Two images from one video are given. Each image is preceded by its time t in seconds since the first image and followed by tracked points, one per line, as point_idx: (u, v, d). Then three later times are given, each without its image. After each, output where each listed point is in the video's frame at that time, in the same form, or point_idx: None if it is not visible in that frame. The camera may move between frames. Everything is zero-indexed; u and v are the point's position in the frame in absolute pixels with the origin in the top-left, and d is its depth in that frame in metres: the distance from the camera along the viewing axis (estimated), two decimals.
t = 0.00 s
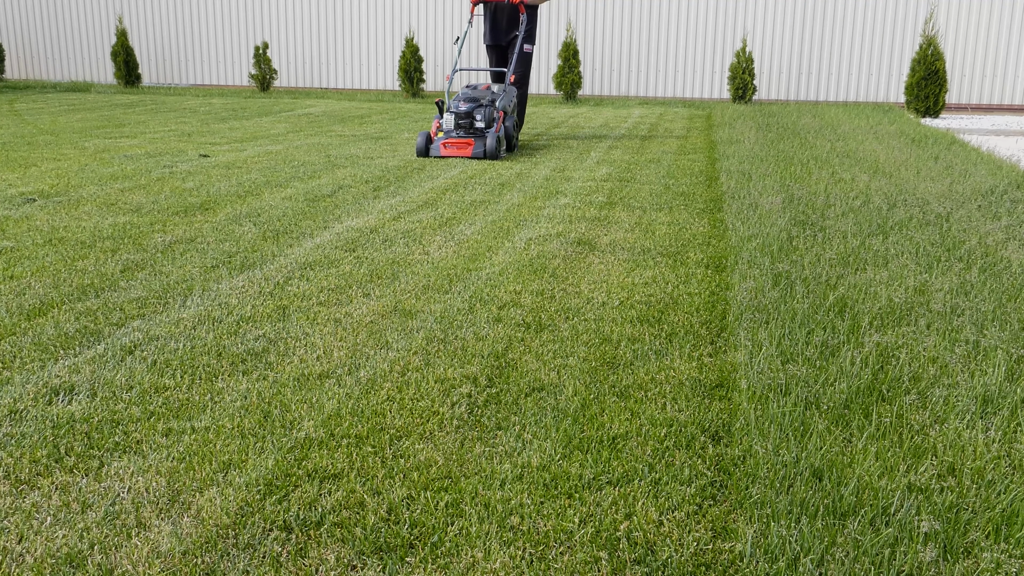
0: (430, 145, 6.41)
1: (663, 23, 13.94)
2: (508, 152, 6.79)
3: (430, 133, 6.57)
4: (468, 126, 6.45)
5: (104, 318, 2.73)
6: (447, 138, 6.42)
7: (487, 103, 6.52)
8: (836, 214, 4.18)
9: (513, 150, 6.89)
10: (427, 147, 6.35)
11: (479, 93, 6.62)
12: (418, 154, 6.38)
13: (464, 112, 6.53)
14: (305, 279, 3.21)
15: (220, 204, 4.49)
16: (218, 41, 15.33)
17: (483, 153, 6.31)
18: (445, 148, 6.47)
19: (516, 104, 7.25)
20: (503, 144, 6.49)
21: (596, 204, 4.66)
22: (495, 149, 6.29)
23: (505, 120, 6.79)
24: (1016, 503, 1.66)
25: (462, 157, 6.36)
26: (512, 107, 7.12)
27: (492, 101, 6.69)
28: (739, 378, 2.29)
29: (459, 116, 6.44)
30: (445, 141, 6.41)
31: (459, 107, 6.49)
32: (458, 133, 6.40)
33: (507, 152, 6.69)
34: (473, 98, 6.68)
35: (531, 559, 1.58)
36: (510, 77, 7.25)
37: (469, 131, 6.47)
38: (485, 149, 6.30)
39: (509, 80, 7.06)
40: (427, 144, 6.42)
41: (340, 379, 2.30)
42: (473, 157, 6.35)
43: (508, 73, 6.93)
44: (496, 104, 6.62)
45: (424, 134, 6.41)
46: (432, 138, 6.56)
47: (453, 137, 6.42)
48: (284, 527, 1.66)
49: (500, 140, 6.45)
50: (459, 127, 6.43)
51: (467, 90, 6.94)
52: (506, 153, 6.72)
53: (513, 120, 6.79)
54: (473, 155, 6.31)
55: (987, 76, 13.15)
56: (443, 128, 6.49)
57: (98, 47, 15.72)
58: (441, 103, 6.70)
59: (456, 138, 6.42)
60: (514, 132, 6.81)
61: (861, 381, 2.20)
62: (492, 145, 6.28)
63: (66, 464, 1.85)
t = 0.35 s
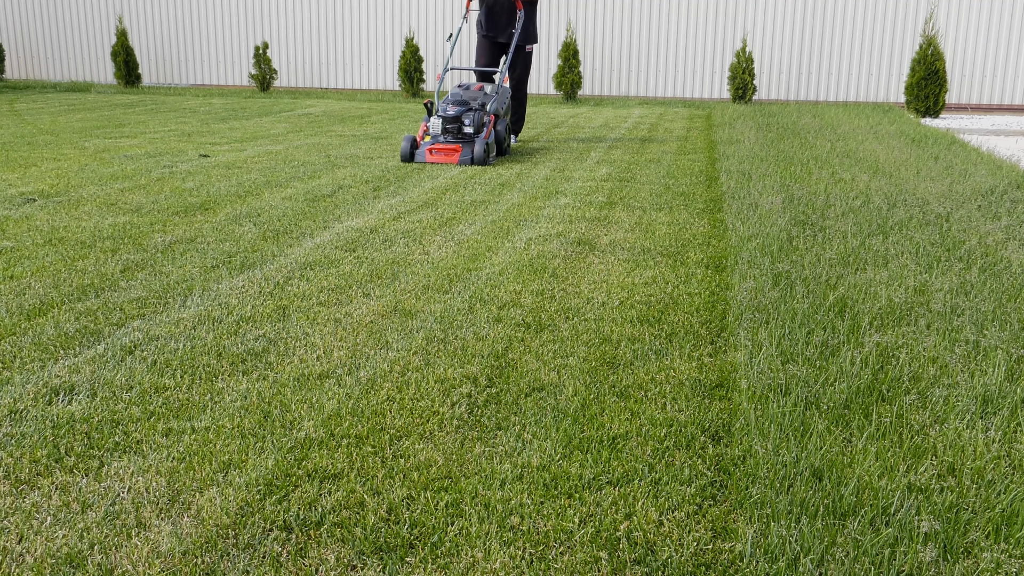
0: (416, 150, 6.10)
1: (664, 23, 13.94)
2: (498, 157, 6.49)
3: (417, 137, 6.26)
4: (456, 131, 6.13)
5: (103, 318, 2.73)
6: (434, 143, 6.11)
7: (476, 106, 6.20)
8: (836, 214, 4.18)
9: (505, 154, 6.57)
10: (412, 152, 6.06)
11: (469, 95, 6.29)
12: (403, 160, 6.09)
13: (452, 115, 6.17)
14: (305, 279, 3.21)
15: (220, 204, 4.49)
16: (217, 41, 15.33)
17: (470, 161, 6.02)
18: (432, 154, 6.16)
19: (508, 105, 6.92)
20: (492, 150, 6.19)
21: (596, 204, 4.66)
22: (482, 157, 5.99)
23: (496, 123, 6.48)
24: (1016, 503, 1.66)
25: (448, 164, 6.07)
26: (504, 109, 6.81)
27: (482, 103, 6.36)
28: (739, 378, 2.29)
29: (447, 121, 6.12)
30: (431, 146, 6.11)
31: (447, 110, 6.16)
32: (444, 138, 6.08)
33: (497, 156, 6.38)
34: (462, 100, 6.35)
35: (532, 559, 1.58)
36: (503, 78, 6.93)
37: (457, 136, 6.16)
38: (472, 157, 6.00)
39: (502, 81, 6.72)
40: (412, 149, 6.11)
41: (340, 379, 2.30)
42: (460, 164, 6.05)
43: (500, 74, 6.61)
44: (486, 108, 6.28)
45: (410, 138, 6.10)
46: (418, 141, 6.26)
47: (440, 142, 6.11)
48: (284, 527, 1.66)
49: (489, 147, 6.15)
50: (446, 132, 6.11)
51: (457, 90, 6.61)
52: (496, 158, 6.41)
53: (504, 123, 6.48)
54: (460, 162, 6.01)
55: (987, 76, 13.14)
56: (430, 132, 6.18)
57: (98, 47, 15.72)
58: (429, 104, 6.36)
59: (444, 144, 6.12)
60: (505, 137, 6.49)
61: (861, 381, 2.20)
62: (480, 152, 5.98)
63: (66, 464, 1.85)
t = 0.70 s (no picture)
0: (399, 155, 5.80)
1: (664, 23, 13.94)
2: (487, 162, 6.17)
3: (400, 140, 5.94)
4: (441, 134, 5.81)
5: (104, 318, 2.73)
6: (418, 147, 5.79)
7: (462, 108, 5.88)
8: (836, 214, 4.18)
9: (494, 158, 6.25)
10: (394, 157, 5.75)
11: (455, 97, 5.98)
12: (385, 165, 5.77)
13: (437, 117, 5.85)
14: (305, 279, 3.21)
15: (220, 204, 4.49)
16: (217, 41, 15.33)
17: (455, 166, 5.68)
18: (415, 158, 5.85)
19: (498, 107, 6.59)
20: (479, 154, 5.86)
21: (596, 204, 4.66)
22: (468, 161, 5.66)
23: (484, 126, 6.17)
24: (1016, 502, 1.66)
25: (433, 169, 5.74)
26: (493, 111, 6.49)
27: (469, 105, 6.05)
28: (739, 377, 2.30)
29: (431, 123, 5.80)
30: (414, 151, 5.79)
31: (431, 112, 5.85)
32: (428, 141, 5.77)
33: (485, 161, 6.06)
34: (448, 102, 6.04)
35: (532, 559, 1.58)
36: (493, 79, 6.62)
37: (442, 139, 5.84)
38: (457, 161, 5.67)
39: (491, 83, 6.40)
40: (395, 154, 5.80)
41: (340, 379, 2.30)
42: (445, 169, 5.72)
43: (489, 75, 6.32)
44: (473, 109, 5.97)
45: (392, 142, 5.79)
46: (402, 146, 5.94)
47: (424, 146, 5.79)
48: (284, 526, 1.66)
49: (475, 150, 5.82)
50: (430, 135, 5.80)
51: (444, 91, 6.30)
52: (484, 162, 6.09)
53: (493, 126, 6.16)
54: (444, 167, 5.69)
55: (986, 76, 13.14)
56: (414, 136, 5.87)
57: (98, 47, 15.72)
58: (414, 107, 6.05)
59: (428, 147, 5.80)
60: (493, 140, 6.17)
61: (861, 381, 2.20)
62: (465, 156, 5.65)
63: (66, 464, 1.85)
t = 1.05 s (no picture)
0: (379, 161, 5.46)
1: (663, 23, 13.94)
2: (473, 167, 5.89)
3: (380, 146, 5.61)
4: (424, 139, 5.50)
5: (103, 318, 2.73)
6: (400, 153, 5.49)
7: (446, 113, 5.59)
8: (836, 214, 4.18)
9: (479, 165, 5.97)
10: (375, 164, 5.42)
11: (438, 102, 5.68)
12: (365, 171, 5.45)
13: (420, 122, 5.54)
14: (305, 279, 3.21)
15: (220, 204, 4.49)
16: (217, 41, 15.33)
17: (438, 173, 5.39)
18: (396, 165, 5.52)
19: (485, 111, 6.29)
20: (465, 160, 5.57)
21: (596, 204, 4.66)
22: (453, 169, 5.37)
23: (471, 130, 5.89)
24: (1016, 503, 1.66)
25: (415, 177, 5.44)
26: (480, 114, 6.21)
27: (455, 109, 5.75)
28: (739, 377, 2.30)
29: (414, 128, 5.49)
30: (396, 157, 5.48)
31: (414, 116, 5.55)
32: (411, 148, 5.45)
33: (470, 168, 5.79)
34: (433, 105, 5.75)
35: (531, 559, 1.58)
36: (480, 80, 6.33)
37: (426, 145, 5.54)
38: (441, 168, 5.38)
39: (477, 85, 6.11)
40: (375, 160, 5.48)
41: (340, 379, 2.30)
42: (428, 177, 5.42)
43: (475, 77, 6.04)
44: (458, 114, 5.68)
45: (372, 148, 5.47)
46: (382, 151, 5.63)
47: (406, 152, 5.48)
48: (284, 527, 1.66)
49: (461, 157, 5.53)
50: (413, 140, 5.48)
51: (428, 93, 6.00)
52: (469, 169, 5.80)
53: (480, 131, 5.87)
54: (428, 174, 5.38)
55: (986, 77, 13.15)
56: (396, 141, 5.57)
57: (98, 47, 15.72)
58: (396, 110, 5.75)
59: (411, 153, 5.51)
60: (480, 146, 5.88)
61: (861, 381, 2.20)
62: (450, 164, 5.36)
63: (66, 464, 1.85)
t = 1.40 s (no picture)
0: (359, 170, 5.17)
1: (664, 23, 13.94)
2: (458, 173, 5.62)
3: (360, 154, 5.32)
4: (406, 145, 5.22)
5: (103, 318, 2.73)
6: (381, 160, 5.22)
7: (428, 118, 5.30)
8: (836, 214, 4.18)
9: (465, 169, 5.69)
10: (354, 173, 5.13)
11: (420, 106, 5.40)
12: (344, 180, 5.18)
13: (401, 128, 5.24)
14: (305, 279, 3.21)
15: (220, 204, 4.49)
16: (217, 41, 15.33)
17: (421, 182, 5.11)
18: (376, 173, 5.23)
19: (471, 113, 6.02)
20: (449, 167, 5.31)
21: (596, 204, 4.66)
22: (436, 176, 5.09)
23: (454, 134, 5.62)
24: (1016, 503, 1.66)
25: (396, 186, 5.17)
26: (466, 116, 5.94)
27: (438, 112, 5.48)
28: (739, 378, 2.30)
29: (394, 133, 5.22)
30: (376, 164, 5.20)
31: (394, 120, 5.25)
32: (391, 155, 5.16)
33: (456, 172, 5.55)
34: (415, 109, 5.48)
35: (531, 559, 1.58)
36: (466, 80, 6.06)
37: (408, 152, 5.26)
38: (424, 176, 5.10)
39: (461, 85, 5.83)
40: (354, 168, 5.20)
41: (340, 379, 2.30)
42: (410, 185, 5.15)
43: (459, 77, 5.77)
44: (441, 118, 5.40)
45: (351, 155, 5.20)
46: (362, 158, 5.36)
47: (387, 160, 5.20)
48: (284, 527, 1.66)
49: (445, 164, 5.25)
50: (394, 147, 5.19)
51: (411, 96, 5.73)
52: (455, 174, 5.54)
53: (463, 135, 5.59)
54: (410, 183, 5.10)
55: (986, 76, 13.14)
56: (376, 147, 5.29)
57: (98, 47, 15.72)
58: (376, 113, 5.47)
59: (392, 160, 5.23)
60: (466, 151, 5.60)
61: (862, 381, 2.20)
62: (433, 171, 5.08)
63: (66, 464, 1.85)
